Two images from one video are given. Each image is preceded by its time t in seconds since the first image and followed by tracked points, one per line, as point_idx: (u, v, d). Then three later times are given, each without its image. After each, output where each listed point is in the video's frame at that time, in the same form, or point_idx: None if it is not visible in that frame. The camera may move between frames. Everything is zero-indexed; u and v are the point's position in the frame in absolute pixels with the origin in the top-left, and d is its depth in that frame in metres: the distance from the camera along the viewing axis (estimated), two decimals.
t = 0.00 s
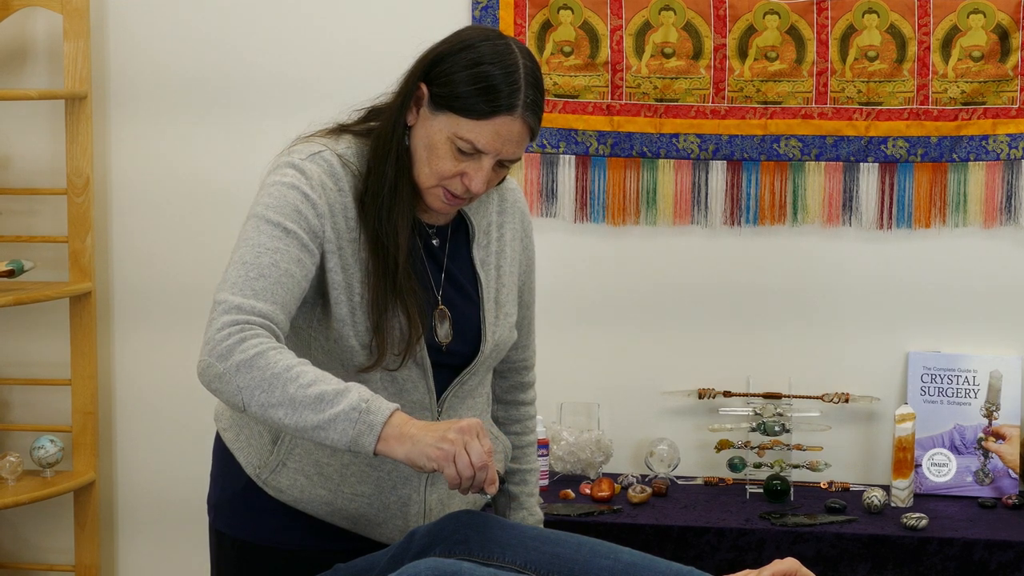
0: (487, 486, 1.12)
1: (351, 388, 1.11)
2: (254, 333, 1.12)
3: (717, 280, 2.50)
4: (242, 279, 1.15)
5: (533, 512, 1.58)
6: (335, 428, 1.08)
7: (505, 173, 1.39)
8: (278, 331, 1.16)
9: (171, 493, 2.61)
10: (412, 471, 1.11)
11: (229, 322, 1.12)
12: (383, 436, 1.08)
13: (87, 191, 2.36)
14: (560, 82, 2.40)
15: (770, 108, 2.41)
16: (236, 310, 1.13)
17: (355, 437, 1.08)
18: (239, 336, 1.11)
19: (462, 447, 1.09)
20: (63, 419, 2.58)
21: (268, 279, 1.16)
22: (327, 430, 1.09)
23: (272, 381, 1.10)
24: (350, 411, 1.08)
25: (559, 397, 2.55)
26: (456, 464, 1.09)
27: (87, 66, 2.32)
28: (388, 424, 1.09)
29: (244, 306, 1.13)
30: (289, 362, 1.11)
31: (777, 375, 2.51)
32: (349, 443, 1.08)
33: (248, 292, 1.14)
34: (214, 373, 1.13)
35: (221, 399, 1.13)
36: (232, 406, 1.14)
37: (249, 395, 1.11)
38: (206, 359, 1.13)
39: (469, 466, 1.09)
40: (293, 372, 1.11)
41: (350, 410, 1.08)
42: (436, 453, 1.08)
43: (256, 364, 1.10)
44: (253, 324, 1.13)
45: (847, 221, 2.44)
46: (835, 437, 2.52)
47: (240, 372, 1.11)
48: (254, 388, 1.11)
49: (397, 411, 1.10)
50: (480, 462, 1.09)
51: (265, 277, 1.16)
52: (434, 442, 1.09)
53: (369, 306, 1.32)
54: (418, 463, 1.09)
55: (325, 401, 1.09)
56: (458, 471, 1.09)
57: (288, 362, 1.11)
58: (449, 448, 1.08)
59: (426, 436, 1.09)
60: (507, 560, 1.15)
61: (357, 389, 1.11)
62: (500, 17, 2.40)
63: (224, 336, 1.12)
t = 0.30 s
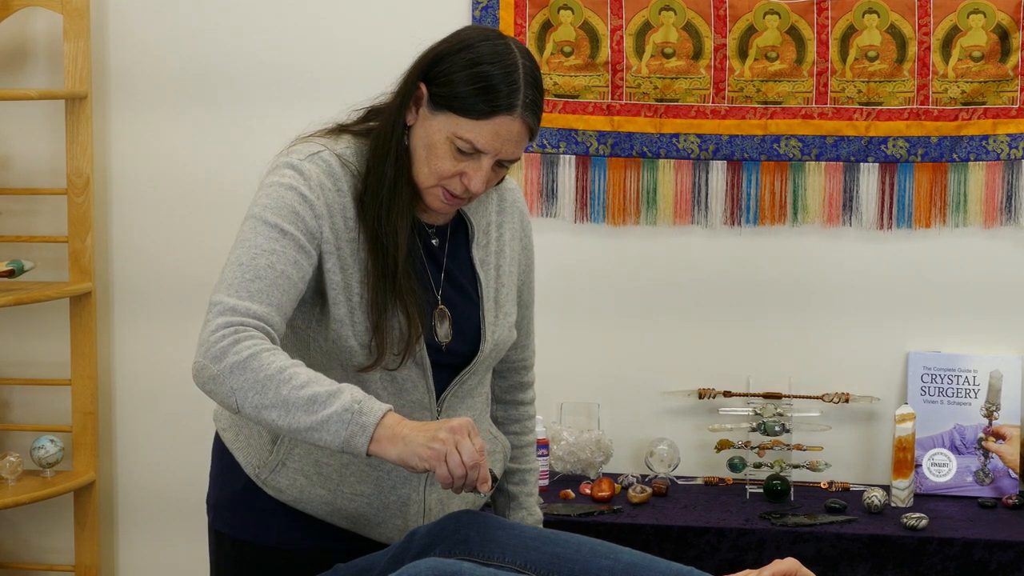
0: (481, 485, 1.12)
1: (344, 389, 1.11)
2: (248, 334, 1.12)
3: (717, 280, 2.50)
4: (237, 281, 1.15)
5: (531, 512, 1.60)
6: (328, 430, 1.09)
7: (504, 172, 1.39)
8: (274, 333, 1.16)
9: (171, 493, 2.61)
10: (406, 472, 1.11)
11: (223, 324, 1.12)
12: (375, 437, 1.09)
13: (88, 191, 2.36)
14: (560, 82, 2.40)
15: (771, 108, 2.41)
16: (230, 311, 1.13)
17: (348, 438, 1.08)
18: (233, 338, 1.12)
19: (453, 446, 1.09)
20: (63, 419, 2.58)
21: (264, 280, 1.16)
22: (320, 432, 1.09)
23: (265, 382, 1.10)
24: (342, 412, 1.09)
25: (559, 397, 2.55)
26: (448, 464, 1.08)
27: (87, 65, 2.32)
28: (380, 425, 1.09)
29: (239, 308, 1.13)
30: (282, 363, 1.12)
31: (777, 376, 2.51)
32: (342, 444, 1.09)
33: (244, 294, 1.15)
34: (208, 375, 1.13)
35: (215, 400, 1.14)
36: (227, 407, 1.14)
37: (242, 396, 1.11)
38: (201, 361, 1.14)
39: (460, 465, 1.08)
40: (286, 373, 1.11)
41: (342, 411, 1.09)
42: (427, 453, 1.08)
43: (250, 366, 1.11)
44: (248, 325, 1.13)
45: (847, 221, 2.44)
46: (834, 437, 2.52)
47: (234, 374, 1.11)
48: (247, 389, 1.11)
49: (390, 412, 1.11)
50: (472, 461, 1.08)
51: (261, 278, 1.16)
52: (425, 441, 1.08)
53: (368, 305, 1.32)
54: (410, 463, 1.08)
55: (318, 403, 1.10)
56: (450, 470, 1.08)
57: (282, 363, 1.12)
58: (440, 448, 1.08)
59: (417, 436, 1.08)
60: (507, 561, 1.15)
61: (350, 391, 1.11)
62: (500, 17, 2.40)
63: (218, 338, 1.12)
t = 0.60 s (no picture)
0: (474, 483, 1.13)
1: (337, 391, 1.12)
2: (242, 336, 1.12)
3: (717, 280, 2.50)
4: (233, 282, 1.15)
5: (531, 512, 1.61)
6: (322, 432, 1.10)
7: (503, 172, 1.39)
8: (270, 334, 1.17)
9: (171, 493, 2.61)
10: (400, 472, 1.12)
11: (218, 326, 1.13)
12: (368, 439, 1.10)
13: (88, 191, 2.36)
14: (560, 82, 2.40)
15: (770, 108, 2.41)
16: (226, 314, 1.14)
17: (341, 440, 1.09)
18: (228, 340, 1.12)
19: (445, 446, 1.09)
20: (63, 419, 2.58)
21: (260, 282, 1.16)
22: (313, 433, 1.10)
23: (259, 385, 1.11)
24: (336, 414, 1.10)
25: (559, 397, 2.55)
26: (440, 464, 1.09)
27: (87, 66, 2.32)
28: (373, 427, 1.10)
29: (235, 310, 1.14)
30: (277, 365, 1.12)
31: (777, 376, 2.51)
32: (335, 446, 1.09)
33: (240, 295, 1.15)
34: (203, 377, 1.13)
35: (211, 402, 1.14)
36: (222, 409, 1.15)
37: (237, 398, 1.12)
38: (196, 363, 1.14)
39: (453, 464, 1.09)
40: (280, 376, 1.11)
41: (336, 413, 1.10)
42: (420, 454, 1.09)
43: (244, 368, 1.11)
44: (243, 328, 1.13)
45: (847, 221, 2.44)
46: (834, 437, 2.52)
47: (228, 376, 1.12)
48: (241, 392, 1.11)
49: (383, 414, 1.11)
50: (464, 460, 1.09)
51: (257, 280, 1.16)
52: (417, 442, 1.09)
53: (367, 305, 1.32)
54: (403, 464, 1.09)
55: (311, 405, 1.10)
56: (442, 470, 1.09)
57: (276, 365, 1.12)
58: (432, 449, 1.09)
59: (409, 438, 1.09)
60: (507, 561, 1.16)
61: (343, 393, 1.12)
62: (500, 17, 2.40)
63: (213, 340, 1.12)
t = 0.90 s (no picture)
0: (467, 481, 1.13)
1: (330, 392, 1.12)
2: (237, 338, 1.13)
3: (717, 280, 2.50)
4: (229, 284, 1.16)
5: (531, 512, 1.61)
6: (315, 433, 1.10)
7: (503, 172, 1.39)
8: (265, 336, 1.17)
9: (171, 493, 2.61)
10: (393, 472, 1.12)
11: (213, 328, 1.13)
12: (361, 440, 1.10)
13: (88, 191, 2.36)
14: (560, 82, 2.40)
15: (771, 108, 2.40)
16: (221, 315, 1.14)
17: (334, 442, 1.10)
18: (222, 342, 1.13)
19: (436, 445, 1.10)
20: (63, 419, 2.58)
21: (256, 284, 1.17)
22: (307, 435, 1.11)
23: (253, 387, 1.12)
24: (329, 416, 1.10)
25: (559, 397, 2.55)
26: (432, 463, 1.10)
27: (87, 66, 2.32)
28: (366, 428, 1.11)
29: (230, 312, 1.14)
30: (271, 366, 1.12)
31: (777, 376, 2.51)
32: (328, 448, 1.10)
33: (236, 297, 1.16)
34: (197, 378, 1.14)
35: (206, 403, 1.15)
36: (217, 409, 1.15)
37: (231, 399, 1.12)
38: (190, 364, 1.15)
39: (445, 463, 1.10)
40: (274, 377, 1.12)
41: (329, 415, 1.10)
42: (412, 454, 1.09)
43: (238, 370, 1.12)
44: (237, 329, 1.14)
45: (847, 221, 2.44)
46: (835, 437, 2.52)
47: (222, 378, 1.12)
48: (235, 393, 1.12)
49: (376, 415, 1.12)
50: (456, 458, 1.10)
51: (253, 282, 1.17)
52: (408, 443, 1.09)
53: (367, 304, 1.33)
54: (396, 465, 1.10)
55: (305, 407, 1.11)
56: (435, 469, 1.10)
57: (270, 366, 1.13)
58: (424, 448, 1.09)
59: (400, 438, 1.10)
60: (508, 561, 1.16)
61: (336, 394, 1.13)
62: (500, 17, 2.40)
63: (208, 342, 1.13)
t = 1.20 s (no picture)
0: (460, 481, 1.13)
1: (324, 394, 1.14)
2: (232, 339, 1.14)
3: (718, 279, 2.50)
4: (226, 285, 1.17)
5: (531, 511, 1.61)
6: (308, 435, 1.12)
7: (502, 171, 1.39)
8: (261, 337, 1.19)
9: (171, 491, 2.61)
10: (388, 474, 1.14)
11: (209, 329, 1.15)
12: (354, 442, 1.12)
13: (88, 190, 2.37)
14: (560, 81, 2.40)
15: (771, 107, 2.40)
16: (218, 316, 1.16)
17: (328, 443, 1.12)
18: (217, 343, 1.14)
19: (427, 445, 1.10)
20: (63, 418, 2.58)
21: (252, 285, 1.18)
22: (300, 437, 1.12)
23: (247, 389, 1.13)
24: (323, 417, 1.12)
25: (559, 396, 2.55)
26: (424, 463, 1.10)
27: (87, 65, 2.32)
28: (359, 430, 1.12)
29: (226, 313, 1.16)
30: (265, 368, 1.14)
31: (777, 375, 2.52)
32: (322, 449, 1.12)
33: (232, 298, 1.17)
34: (193, 380, 1.15)
35: (202, 403, 1.17)
36: (213, 410, 1.17)
37: (226, 401, 1.14)
38: (187, 366, 1.16)
39: (436, 463, 1.10)
40: (268, 379, 1.13)
41: (322, 417, 1.12)
42: (404, 455, 1.10)
43: (233, 371, 1.13)
44: (233, 330, 1.15)
45: (847, 220, 2.44)
46: (835, 436, 2.52)
47: (218, 379, 1.14)
48: (230, 395, 1.14)
49: (369, 417, 1.13)
50: (447, 458, 1.10)
51: (250, 283, 1.18)
52: (399, 444, 1.10)
53: (367, 303, 1.33)
54: (388, 467, 1.11)
55: (298, 409, 1.13)
56: (426, 469, 1.10)
57: (265, 368, 1.14)
58: (414, 449, 1.10)
59: (392, 439, 1.11)
60: (508, 560, 1.16)
61: (330, 396, 1.14)
62: (500, 16, 2.40)
63: (204, 343, 1.15)
